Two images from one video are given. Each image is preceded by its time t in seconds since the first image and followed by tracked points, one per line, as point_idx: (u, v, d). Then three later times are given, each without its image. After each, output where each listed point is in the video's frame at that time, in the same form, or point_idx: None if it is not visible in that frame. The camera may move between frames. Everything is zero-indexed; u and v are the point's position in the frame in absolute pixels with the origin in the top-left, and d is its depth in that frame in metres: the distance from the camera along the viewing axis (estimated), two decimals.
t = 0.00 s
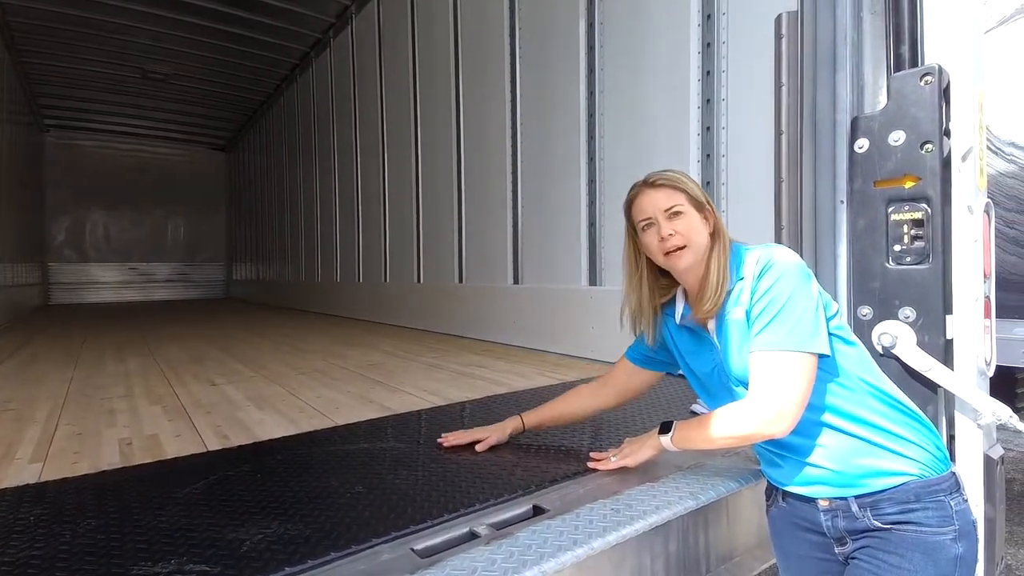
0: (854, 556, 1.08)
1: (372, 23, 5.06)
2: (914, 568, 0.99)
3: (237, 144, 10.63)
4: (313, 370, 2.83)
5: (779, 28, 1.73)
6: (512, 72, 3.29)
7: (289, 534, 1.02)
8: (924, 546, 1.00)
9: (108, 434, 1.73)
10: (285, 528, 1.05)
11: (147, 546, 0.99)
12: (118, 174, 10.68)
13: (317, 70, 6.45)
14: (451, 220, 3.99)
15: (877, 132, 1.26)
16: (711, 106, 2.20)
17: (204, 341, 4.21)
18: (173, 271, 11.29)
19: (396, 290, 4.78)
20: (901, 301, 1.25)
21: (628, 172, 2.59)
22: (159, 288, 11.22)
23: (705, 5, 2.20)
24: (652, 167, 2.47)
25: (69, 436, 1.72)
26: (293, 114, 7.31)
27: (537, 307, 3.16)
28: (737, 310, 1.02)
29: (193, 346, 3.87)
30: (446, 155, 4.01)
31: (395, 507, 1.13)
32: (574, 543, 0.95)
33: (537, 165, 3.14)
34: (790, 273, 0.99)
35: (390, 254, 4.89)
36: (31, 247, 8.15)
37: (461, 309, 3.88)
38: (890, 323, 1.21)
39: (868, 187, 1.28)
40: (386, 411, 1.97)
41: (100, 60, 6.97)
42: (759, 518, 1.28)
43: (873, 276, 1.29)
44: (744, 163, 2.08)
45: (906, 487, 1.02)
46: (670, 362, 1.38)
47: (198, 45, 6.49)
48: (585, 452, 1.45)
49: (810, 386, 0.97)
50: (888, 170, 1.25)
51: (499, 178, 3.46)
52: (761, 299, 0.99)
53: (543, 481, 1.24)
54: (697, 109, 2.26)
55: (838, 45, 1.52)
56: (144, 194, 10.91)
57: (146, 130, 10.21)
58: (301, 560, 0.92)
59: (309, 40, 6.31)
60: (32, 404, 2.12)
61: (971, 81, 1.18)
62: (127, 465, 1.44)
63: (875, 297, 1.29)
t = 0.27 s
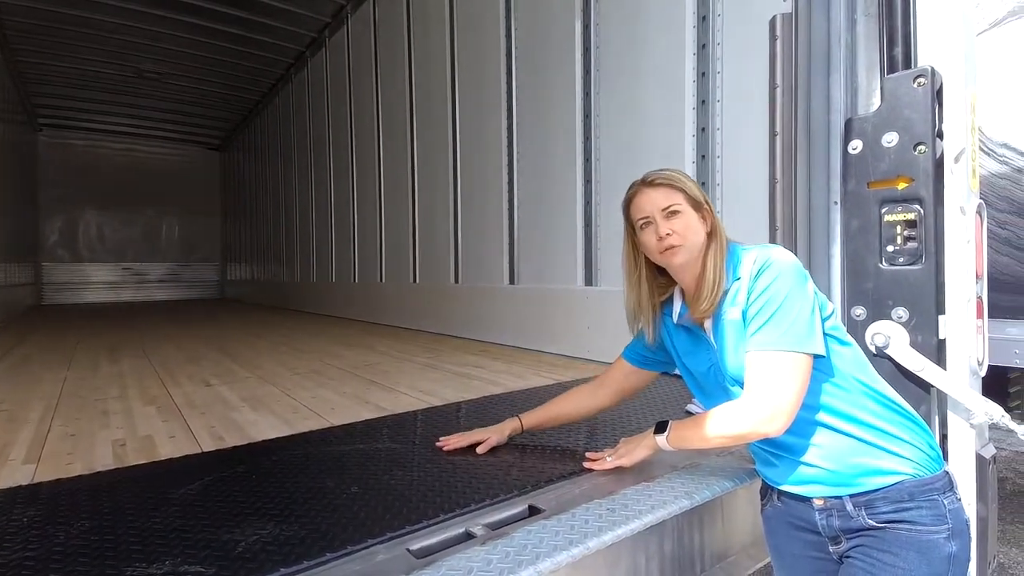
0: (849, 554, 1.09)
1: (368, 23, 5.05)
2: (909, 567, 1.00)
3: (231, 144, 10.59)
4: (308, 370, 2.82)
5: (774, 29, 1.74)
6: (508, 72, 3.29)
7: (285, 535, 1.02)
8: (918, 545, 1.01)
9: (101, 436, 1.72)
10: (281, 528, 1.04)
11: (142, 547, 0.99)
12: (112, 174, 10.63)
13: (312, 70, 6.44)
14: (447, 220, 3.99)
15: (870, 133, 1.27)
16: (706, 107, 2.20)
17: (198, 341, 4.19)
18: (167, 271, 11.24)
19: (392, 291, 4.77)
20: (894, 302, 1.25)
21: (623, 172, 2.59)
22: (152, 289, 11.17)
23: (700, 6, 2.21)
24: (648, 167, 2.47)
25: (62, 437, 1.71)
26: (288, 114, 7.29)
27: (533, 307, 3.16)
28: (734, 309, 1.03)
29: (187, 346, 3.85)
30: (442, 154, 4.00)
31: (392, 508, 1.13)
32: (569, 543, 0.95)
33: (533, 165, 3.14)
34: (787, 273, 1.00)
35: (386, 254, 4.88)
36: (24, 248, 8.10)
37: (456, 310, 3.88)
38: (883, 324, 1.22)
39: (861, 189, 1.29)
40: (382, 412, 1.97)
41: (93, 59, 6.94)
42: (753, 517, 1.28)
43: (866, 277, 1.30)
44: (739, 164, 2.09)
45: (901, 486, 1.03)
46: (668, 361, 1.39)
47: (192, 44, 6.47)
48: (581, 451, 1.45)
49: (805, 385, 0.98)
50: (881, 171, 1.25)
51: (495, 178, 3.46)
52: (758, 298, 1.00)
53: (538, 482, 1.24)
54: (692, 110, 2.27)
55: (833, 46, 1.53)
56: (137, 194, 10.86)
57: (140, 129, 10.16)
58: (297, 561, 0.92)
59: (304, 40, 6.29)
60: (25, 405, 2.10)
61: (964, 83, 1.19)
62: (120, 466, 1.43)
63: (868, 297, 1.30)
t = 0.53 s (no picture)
0: (844, 553, 1.10)
1: (364, 22, 5.05)
2: (902, 565, 1.01)
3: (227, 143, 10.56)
4: (304, 370, 2.82)
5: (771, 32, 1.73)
6: (504, 72, 3.30)
7: (282, 535, 1.02)
8: (912, 543, 1.01)
9: (96, 436, 1.72)
10: (278, 528, 1.04)
11: (138, 547, 0.99)
12: (106, 173, 10.58)
13: (308, 69, 6.42)
14: (443, 220, 3.98)
15: (865, 134, 1.28)
16: (702, 108, 2.21)
17: (193, 341, 4.17)
18: (162, 271, 11.20)
19: (388, 291, 4.77)
20: (888, 301, 1.26)
21: (620, 173, 2.60)
22: (147, 289, 11.13)
23: (696, 7, 2.21)
24: (644, 168, 2.48)
25: (57, 437, 1.70)
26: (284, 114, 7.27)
27: (529, 308, 3.16)
28: (731, 309, 1.03)
29: (182, 346, 3.84)
30: (438, 154, 4.00)
31: (389, 508, 1.13)
32: (566, 542, 0.95)
33: (530, 166, 3.14)
34: (784, 274, 1.01)
35: (382, 254, 4.88)
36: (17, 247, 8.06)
37: (453, 310, 3.88)
38: (879, 323, 1.24)
39: (856, 189, 1.30)
40: (379, 412, 1.97)
41: (87, 58, 6.91)
42: (749, 515, 1.29)
43: (861, 277, 1.31)
44: (734, 164, 2.10)
45: (895, 485, 1.03)
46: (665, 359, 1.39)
47: (187, 43, 6.44)
48: (578, 451, 1.46)
49: (801, 386, 0.98)
50: (876, 171, 1.26)
51: (492, 178, 3.46)
52: (755, 299, 1.00)
53: (535, 481, 1.24)
54: (688, 110, 2.27)
55: (827, 48, 1.53)
56: (132, 193, 10.82)
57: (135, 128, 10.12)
58: (294, 561, 0.92)
59: (300, 39, 6.28)
60: (19, 405, 2.09)
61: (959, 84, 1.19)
62: (116, 467, 1.43)
63: (863, 297, 1.31)
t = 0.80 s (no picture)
0: (836, 551, 1.10)
1: (361, 22, 5.04)
2: (892, 564, 1.01)
3: (222, 143, 10.53)
4: (301, 370, 2.81)
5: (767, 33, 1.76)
6: (502, 72, 3.30)
7: (278, 535, 1.02)
8: (902, 543, 1.02)
9: (92, 436, 1.71)
10: (275, 529, 1.04)
11: (134, 548, 0.98)
12: (101, 172, 10.54)
13: (304, 68, 6.41)
14: (440, 220, 3.98)
15: (860, 134, 1.28)
16: (699, 108, 2.22)
17: (189, 341, 4.16)
18: (158, 271, 11.17)
19: (385, 291, 4.76)
20: (884, 301, 1.27)
21: (617, 173, 2.60)
22: (143, 289, 11.09)
23: (693, 7, 2.22)
24: (641, 168, 2.48)
25: (52, 438, 1.69)
26: (280, 113, 7.26)
27: (526, 307, 3.16)
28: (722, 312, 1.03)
29: (178, 347, 3.82)
30: (435, 153, 4.00)
31: (386, 508, 1.13)
32: (564, 542, 0.96)
33: (527, 166, 3.14)
34: (773, 276, 1.01)
35: (379, 254, 4.87)
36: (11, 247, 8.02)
37: (450, 310, 3.88)
38: (874, 322, 1.23)
39: (852, 189, 1.30)
40: (376, 412, 1.97)
41: (82, 57, 6.88)
42: (745, 514, 1.29)
43: (856, 276, 1.31)
44: (730, 164, 2.10)
45: (886, 485, 1.04)
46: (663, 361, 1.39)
47: (183, 43, 6.42)
48: (574, 451, 1.46)
49: (795, 387, 0.99)
50: (871, 171, 1.27)
51: (489, 178, 3.46)
52: (746, 302, 1.00)
53: (532, 481, 1.25)
54: (685, 110, 2.28)
55: (824, 49, 1.55)
56: (127, 193, 10.78)
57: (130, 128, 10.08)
58: (291, 561, 0.92)
59: (296, 38, 6.27)
60: (14, 406, 2.08)
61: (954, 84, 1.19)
62: (111, 468, 1.42)
63: (859, 296, 1.31)
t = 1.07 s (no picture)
0: (833, 549, 1.11)
1: (358, 21, 5.03)
2: (887, 561, 1.02)
3: (219, 142, 10.51)
4: (298, 370, 2.81)
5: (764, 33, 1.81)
6: (499, 71, 3.29)
7: (276, 535, 1.02)
8: (896, 539, 1.02)
9: (87, 437, 1.70)
10: (272, 529, 1.04)
11: (131, 548, 0.98)
12: (96, 172, 10.49)
13: (301, 68, 6.40)
14: (438, 219, 3.98)
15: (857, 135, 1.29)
16: (696, 108, 2.22)
17: (185, 341, 4.15)
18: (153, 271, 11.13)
19: (382, 290, 4.76)
20: (880, 300, 1.27)
21: (615, 173, 2.60)
22: (138, 288, 11.05)
23: (690, 7, 2.22)
24: (639, 168, 2.48)
25: (48, 438, 1.69)
26: (277, 113, 7.24)
27: (523, 307, 3.17)
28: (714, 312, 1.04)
29: (174, 347, 3.81)
30: (433, 153, 4.00)
31: (383, 508, 1.13)
32: (562, 541, 0.96)
33: (524, 165, 3.14)
34: (762, 275, 1.01)
35: (376, 253, 4.87)
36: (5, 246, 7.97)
37: (447, 309, 3.88)
38: (870, 322, 1.23)
39: (848, 189, 1.31)
40: (373, 411, 1.97)
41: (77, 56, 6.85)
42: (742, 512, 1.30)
43: (853, 276, 1.32)
44: (728, 164, 2.11)
45: (880, 482, 1.04)
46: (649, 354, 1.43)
47: (179, 42, 6.40)
48: (572, 450, 1.46)
49: (790, 385, 0.99)
50: (868, 172, 1.27)
51: (486, 177, 3.46)
52: (736, 301, 1.01)
53: (530, 480, 1.25)
54: (682, 111, 2.28)
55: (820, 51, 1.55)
56: (122, 192, 10.73)
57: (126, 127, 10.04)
58: (289, 561, 0.92)
59: (292, 38, 6.25)
60: (9, 407, 2.07)
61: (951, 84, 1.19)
62: (107, 468, 1.41)
63: (855, 297, 1.32)
